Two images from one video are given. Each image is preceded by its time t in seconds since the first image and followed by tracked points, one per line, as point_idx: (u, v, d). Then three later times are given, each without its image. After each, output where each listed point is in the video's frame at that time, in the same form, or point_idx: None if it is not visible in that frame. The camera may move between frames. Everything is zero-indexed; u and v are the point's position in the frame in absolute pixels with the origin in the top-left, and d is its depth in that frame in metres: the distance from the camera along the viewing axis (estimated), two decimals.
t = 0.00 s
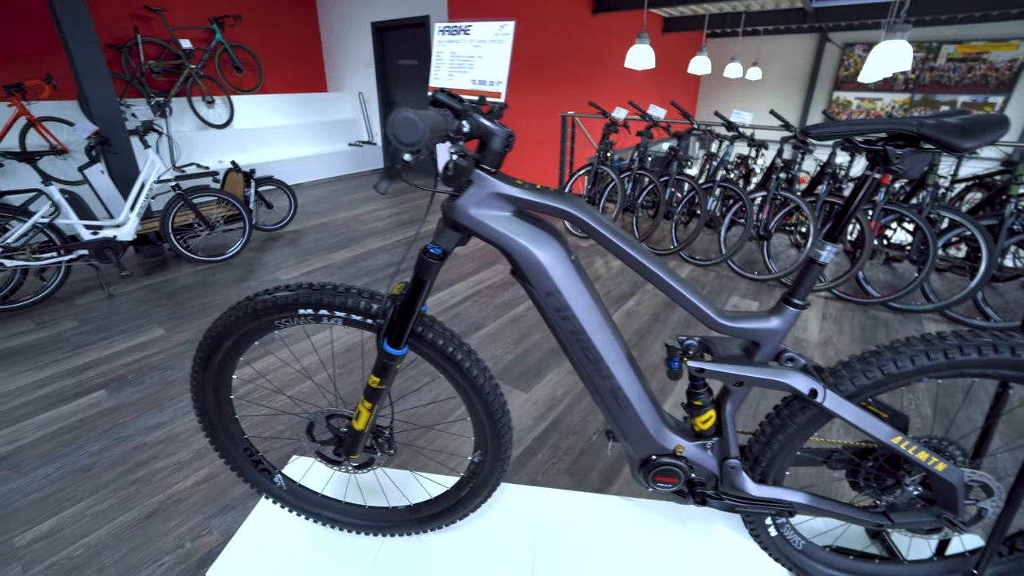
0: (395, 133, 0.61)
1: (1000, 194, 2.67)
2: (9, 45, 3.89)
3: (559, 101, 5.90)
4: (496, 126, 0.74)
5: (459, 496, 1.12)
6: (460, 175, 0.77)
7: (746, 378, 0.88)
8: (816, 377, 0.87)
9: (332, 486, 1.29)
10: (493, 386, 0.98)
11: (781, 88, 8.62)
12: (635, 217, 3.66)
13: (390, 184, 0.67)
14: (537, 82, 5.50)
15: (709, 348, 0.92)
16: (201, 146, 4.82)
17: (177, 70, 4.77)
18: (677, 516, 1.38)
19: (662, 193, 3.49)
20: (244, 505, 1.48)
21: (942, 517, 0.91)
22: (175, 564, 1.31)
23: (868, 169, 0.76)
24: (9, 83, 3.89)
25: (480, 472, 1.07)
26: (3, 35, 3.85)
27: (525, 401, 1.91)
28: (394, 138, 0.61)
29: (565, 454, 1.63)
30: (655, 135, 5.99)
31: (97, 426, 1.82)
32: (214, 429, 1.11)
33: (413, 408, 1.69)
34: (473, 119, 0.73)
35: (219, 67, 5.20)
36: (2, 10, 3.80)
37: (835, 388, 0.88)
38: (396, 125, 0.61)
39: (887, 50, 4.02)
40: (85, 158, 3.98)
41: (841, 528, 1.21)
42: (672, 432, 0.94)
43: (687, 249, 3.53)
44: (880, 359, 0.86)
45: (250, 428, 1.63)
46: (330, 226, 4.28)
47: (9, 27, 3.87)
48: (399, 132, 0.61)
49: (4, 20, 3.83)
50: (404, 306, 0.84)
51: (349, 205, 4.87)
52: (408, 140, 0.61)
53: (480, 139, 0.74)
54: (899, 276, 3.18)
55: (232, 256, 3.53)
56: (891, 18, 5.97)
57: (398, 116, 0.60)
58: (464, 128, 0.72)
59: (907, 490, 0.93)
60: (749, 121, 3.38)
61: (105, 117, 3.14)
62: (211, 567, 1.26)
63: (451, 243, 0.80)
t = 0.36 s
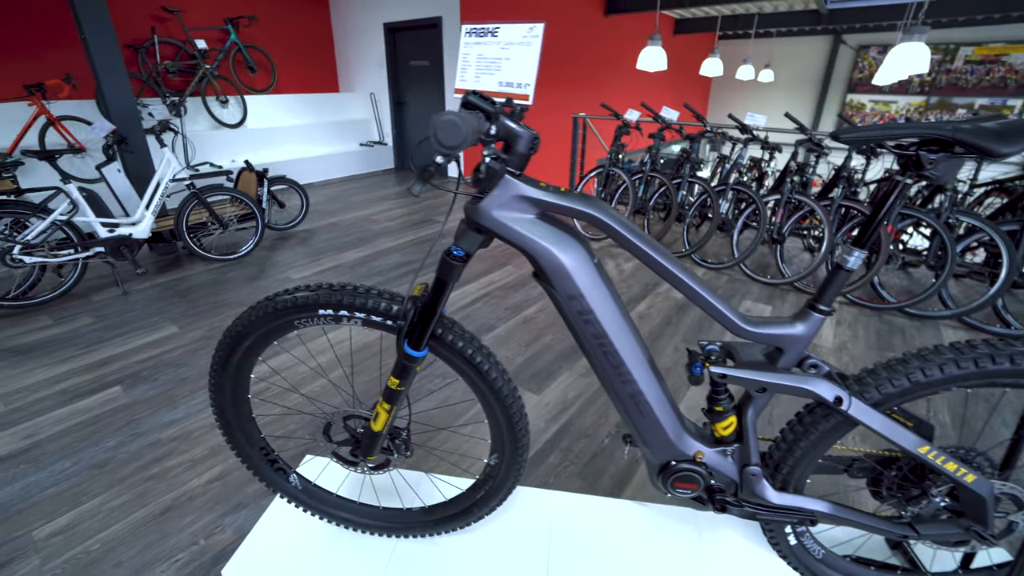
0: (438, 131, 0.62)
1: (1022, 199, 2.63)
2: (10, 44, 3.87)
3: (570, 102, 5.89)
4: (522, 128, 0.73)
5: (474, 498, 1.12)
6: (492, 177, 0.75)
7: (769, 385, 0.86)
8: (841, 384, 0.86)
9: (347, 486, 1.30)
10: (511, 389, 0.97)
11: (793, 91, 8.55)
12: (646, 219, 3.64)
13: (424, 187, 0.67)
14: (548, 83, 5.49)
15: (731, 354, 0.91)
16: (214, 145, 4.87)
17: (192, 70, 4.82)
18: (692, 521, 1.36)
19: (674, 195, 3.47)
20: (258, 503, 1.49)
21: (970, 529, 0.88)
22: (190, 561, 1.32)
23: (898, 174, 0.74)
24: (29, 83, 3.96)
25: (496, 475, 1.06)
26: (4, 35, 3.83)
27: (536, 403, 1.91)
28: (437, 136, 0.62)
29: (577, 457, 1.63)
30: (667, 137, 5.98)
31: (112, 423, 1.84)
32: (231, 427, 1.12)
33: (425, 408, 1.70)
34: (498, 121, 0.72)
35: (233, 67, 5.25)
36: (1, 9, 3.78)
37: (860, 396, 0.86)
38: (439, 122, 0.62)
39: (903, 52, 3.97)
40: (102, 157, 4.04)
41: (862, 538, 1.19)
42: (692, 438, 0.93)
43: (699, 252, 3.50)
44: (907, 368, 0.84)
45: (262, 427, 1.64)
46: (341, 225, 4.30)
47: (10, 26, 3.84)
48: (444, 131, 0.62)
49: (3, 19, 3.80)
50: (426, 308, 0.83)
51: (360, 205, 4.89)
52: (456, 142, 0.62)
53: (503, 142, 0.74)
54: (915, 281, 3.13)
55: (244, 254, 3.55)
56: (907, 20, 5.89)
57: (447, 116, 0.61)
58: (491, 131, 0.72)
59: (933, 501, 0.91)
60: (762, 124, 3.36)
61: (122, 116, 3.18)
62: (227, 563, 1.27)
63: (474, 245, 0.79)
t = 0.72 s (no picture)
0: (476, 128, 0.63)
1: None
2: (14, 44, 3.86)
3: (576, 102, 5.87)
4: (542, 125, 0.71)
5: (486, 504, 1.10)
6: (518, 176, 0.73)
7: (794, 391, 0.84)
8: (869, 390, 0.83)
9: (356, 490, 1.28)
10: (526, 393, 0.95)
11: (799, 92, 8.51)
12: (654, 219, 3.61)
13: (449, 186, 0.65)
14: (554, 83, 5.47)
15: (754, 358, 0.89)
16: (220, 145, 4.87)
17: (198, 70, 4.82)
18: (707, 528, 1.34)
19: (681, 196, 3.45)
20: (264, 506, 1.47)
21: (1004, 541, 0.85)
22: (195, 565, 1.30)
23: (933, 173, 0.72)
24: (36, 83, 3.97)
25: (510, 480, 1.04)
26: (8, 34, 3.82)
27: (544, 405, 1.88)
28: (476, 133, 0.63)
29: (586, 461, 1.60)
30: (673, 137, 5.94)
31: (117, 425, 1.82)
32: (239, 431, 1.10)
33: (433, 411, 1.68)
34: (520, 118, 0.70)
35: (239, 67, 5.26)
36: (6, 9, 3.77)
37: (888, 402, 0.84)
38: (478, 118, 0.62)
39: (913, 52, 3.92)
40: (108, 157, 4.04)
41: (884, 547, 1.16)
42: (713, 444, 0.91)
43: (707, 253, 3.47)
44: (938, 373, 0.82)
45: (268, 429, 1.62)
46: (346, 226, 4.29)
47: (13, 26, 3.83)
48: (483, 128, 0.63)
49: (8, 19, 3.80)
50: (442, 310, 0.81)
51: (365, 205, 4.89)
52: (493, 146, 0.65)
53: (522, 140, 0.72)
54: (927, 283, 3.10)
55: (250, 255, 3.54)
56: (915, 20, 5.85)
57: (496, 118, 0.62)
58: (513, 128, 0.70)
59: (964, 511, 0.88)
60: (772, 124, 3.33)
61: (129, 116, 3.18)
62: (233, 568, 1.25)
63: (491, 246, 0.77)
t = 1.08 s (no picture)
0: (527, 113, 0.58)
1: None
2: (18, 42, 3.84)
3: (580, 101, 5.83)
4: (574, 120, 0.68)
5: (500, 513, 1.06)
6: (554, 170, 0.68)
7: (827, 398, 0.80)
8: (907, 398, 0.79)
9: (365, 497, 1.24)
10: (544, 399, 0.91)
11: (803, 92, 8.46)
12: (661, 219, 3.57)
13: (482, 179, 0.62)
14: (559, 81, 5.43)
15: (784, 364, 0.85)
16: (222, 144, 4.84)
17: (201, 69, 4.80)
18: (726, 536, 1.30)
19: (688, 196, 3.41)
20: (269, 511, 1.43)
21: None
22: (199, 571, 1.27)
23: (982, 169, 0.68)
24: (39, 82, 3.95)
25: (525, 488, 1.00)
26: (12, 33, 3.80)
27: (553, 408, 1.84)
28: (526, 120, 0.59)
29: (597, 465, 1.56)
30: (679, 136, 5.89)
31: (118, 426, 1.79)
32: (244, 436, 1.06)
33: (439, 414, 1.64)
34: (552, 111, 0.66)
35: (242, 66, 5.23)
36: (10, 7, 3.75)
37: (926, 410, 0.80)
38: (529, 102, 0.58)
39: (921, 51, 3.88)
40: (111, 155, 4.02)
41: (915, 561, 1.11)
42: (740, 452, 0.87)
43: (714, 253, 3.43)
44: (981, 381, 0.78)
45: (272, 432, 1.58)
46: (349, 225, 4.26)
47: (17, 24, 3.81)
48: (534, 113, 0.59)
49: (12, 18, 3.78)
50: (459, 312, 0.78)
51: (368, 204, 4.86)
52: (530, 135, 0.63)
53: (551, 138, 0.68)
54: (938, 284, 3.05)
55: (253, 254, 3.51)
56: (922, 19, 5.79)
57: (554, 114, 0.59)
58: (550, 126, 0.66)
59: (1008, 525, 0.82)
60: (780, 123, 3.29)
61: (132, 114, 3.15)
62: None
63: (512, 246, 0.73)
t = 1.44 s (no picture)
0: (594, 60, 0.51)
1: None
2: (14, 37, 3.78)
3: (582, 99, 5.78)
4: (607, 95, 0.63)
5: (514, 519, 1.01)
6: (598, 142, 0.63)
7: (870, 399, 0.75)
8: (955, 399, 0.74)
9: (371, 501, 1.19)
10: (563, 400, 0.86)
11: (804, 90, 8.42)
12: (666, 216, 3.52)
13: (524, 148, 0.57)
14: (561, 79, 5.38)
15: (821, 363, 0.80)
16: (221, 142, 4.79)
17: (199, 66, 4.74)
18: (746, 541, 1.25)
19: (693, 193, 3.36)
20: (270, 515, 1.38)
21: None
22: None
23: None
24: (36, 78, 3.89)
25: (541, 494, 0.95)
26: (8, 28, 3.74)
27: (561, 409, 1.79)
28: (592, 67, 0.51)
29: (609, 467, 1.51)
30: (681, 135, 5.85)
31: (114, 428, 1.74)
32: (245, 440, 1.01)
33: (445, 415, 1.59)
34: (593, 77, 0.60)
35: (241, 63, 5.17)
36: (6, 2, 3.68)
37: (975, 411, 0.75)
38: (597, 48, 0.51)
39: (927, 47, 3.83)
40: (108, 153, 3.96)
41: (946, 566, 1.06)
42: (772, 457, 0.82)
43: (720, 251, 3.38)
44: None
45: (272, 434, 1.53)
46: (350, 223, 4.21)
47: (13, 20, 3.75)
48: (602, 61, 0.51)
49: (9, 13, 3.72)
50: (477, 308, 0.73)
51: (369, 203, 4.81)
52: (562, 111, 0.61)
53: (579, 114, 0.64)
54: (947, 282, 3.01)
55: (252, 252, 3.46)
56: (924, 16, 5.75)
57: (622, 70, 0.53)
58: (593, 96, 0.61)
59: None
60: (787, 119, 3.24)
61: (129, 110, 3.09)
62: None
63: (535, 235, 0.68)
